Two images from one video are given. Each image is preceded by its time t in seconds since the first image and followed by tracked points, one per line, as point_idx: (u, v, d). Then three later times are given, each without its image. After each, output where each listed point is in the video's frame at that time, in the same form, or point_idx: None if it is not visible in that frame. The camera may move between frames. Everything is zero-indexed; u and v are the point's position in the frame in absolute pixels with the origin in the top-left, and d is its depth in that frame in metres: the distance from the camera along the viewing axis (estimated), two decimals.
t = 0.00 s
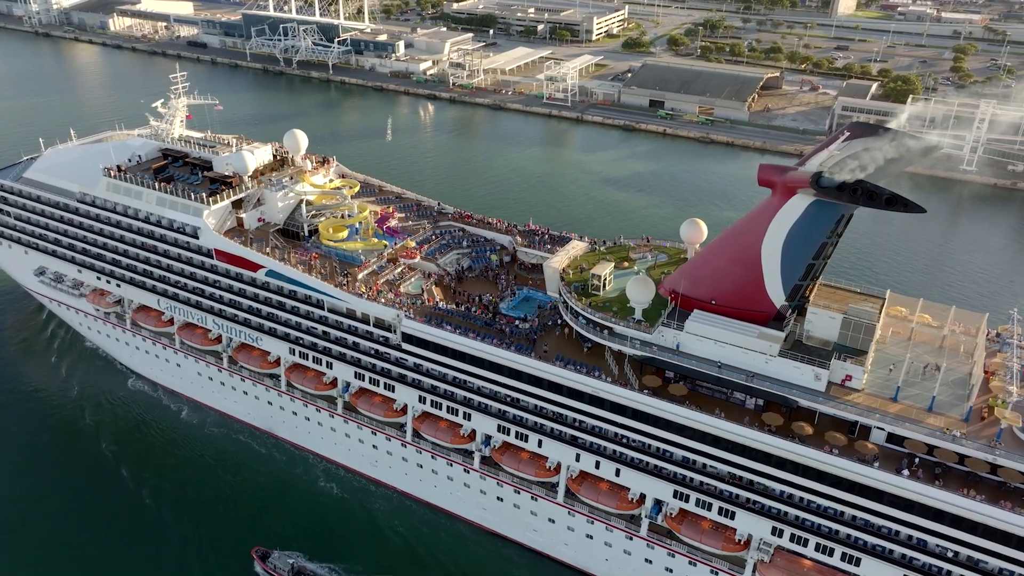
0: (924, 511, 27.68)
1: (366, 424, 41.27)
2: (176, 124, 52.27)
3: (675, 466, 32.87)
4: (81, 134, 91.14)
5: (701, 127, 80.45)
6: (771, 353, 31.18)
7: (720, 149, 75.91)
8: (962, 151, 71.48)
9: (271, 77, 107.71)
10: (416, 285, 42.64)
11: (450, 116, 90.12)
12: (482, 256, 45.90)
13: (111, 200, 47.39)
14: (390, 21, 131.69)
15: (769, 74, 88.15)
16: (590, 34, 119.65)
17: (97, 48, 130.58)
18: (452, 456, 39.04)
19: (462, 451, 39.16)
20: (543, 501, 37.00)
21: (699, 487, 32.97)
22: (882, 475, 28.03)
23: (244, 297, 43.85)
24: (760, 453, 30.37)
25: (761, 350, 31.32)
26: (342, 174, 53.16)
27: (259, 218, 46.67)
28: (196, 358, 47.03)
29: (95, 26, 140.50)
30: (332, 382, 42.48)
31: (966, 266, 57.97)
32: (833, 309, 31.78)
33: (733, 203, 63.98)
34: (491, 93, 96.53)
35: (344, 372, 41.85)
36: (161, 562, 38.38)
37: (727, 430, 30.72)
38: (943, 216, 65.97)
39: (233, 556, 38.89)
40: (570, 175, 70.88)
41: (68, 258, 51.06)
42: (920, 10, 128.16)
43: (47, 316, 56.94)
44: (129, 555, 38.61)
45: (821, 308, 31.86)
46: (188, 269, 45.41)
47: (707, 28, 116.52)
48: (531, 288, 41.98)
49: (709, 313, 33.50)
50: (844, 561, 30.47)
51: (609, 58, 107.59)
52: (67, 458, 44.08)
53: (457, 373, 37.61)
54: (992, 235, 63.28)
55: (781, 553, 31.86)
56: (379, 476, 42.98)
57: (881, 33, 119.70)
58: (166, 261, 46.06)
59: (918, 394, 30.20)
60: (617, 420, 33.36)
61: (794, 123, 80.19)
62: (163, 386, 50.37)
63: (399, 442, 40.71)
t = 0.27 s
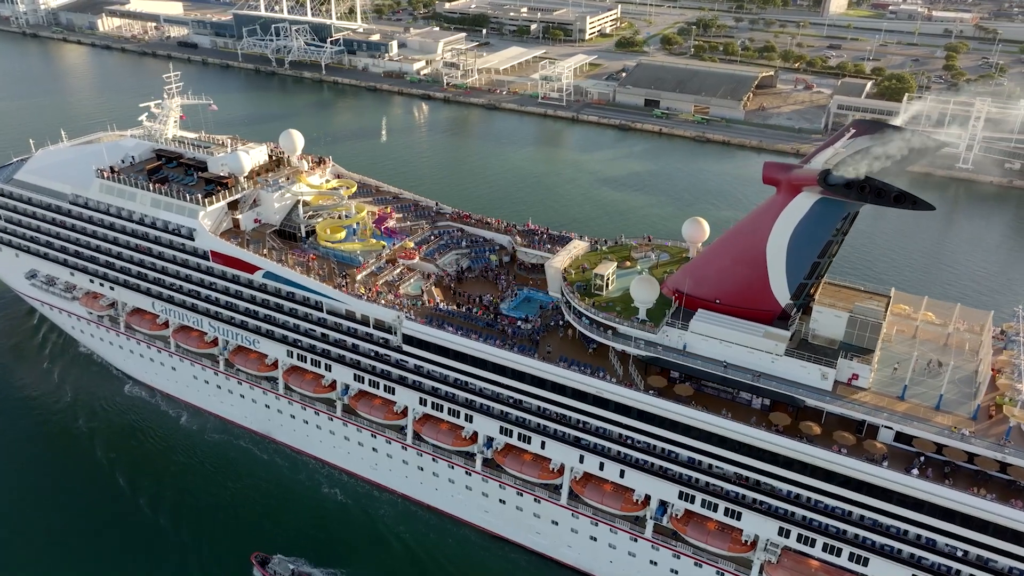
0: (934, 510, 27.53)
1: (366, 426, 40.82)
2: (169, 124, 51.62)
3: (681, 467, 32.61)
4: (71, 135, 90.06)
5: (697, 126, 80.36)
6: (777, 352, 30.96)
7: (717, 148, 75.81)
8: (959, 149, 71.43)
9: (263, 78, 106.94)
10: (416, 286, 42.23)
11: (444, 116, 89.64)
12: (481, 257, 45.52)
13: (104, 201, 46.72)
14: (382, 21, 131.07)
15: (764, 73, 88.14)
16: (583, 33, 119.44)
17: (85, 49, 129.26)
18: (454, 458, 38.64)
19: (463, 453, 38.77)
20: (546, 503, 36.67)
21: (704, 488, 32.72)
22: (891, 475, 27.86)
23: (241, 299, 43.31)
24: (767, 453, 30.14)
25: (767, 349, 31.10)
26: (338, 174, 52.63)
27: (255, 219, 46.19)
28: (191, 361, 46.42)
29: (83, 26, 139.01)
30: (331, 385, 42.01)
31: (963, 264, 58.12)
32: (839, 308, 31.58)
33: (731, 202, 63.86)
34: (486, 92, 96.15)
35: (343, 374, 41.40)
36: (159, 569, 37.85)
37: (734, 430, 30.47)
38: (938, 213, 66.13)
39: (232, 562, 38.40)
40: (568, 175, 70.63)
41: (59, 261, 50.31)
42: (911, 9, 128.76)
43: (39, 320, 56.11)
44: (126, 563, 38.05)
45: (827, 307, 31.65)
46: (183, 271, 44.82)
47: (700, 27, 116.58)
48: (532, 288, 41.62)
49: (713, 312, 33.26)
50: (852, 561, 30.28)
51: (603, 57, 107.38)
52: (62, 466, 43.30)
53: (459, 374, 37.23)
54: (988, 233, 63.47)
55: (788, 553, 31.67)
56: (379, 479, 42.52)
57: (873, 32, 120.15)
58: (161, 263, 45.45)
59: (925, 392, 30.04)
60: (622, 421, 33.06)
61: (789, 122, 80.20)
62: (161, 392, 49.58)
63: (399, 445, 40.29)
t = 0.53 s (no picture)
0: (946, 510, 27.38)
1: (366, 430, 40.28)
2: (162, 125, 50.86)
3: (687, 468, 32.29)
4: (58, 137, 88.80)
5: (692, 125, 80.28)
6: (784, 351, 30.71)
7: (712, 147, 75.70)
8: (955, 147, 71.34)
9: (254, 78, 106.03)
10: (416, 287, 41.73)
11: (437, 116, 89.10)
12: (480, 257, 45.08)
13: (96, 203, 45.92)
14: (373, 21, 130.33)
15: (757, 72, 88.14)
16: (575, 33, 119.20)
17: (71, 49, 127.72)
18: (456, 461, 38.16)
19: (465, 456, 38.32)
20: (550, 506, 36.26)
21: (711, 489, 32.42)
22: (902, 474, 27.67)
23: (237, 302, 42.66)
24: (776, 453, 29.87)
25: (774, 348, 30.83)
26: (333, 174, 52.01)
27: (251, 220, 45.47)
28: (186, 365, 45.72)
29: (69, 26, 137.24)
30: (330, 388, 41.44)
31: (958, 262, 58.37)
32: (846, 306, 31.37)
33: (728, 201, 63.72)
34: (479, 92, 95.70)
35: (342, 377, 40.85)
36: None
37: (743, 430, 30.18)
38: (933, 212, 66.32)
39: (231, 570, 37.77)
40: (565, 175, 70.35)
41: (50, 264, 49.46)
42: (900, 7, 129.37)
43: (28, 324, 55.13)
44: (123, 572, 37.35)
45: (834, 305, 31.43)
46: (178, 273, 44.13)
47: (691, 26, 116.64)
48: (532, 288, 41.23)
49: (719, 311, 32.95)
50: (861, 561, 30.06)
51: (596, 56, 107.15)
52: (56, 475, 42.35)
53: (461, 376, 36.77)
54: (983, 231, 63.74)
55: (796, 554, 31.42)
56: (379, 483, 41.99)
57: (863, 30, 120.55)
58: (155, 266, 44.73)
59: (934, 390, 29.87)
60: (628, 422, 32.72)
61: (784, 120, 80.25)
62: (158, 398, 48.69)
63: (400, 449, 39.77)
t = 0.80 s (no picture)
0: (956, 509, 27.21)
1: (365, 433, 39.83)
2: (155, 126, 50.19)
3: (693, 469, 32.01)
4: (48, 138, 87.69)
5: (688, 125, 80.18)
6: (791, 351, 30.46)
7: (709, 146, 75.59)
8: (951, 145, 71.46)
9: (246, 79, 105.20)
10: (415, 288, 41.30)
11: (432, 116, 88.61)
12: (480, 258, 44.72)
13: (89, 205, 45.22)
14: (365, 21, 129.64)
15: (753, 71, 88.16)
16: (568, 32, 118.94)
17: (59, 50, 126.35)
18: (457, 464, 37.77)
19: (467, 458, 37.92)
20: (553, 508, 35.91)
21: (717, 489, 32.16)
22: (911, 473, 27.47)
23: (234, 304, 42.10)
24: (784, 454, 29.63)
25: (780, 347, 30.58)
26: (330, 174, 51.47)
27: (247, 222, 44.81)
28: (182, 369, 45.10)
29: (57, 26, 135.75)
30: (329, 391, 40.96)
31: (956, 260, 58.47)
32: (851, 305, 31.16)
33: (726, 201, 63.62)
34: (474, 92, 95.27)
35: (341, 380, 40.38)
36: None
37: (750, 431, 29.92)
38: (929, 209, 66.45)
39: None
40: (561, 175, 70.13)
41: (42, 267, 48.73)
42: (892, 6, 129.83)
43: (20, 328, 54.32)
44: None
45: (839, 303, 31.22)
46: (173, 276, 43.53)
47: (684, 26, 116.60)
48: (533, 289, 40.88)
49: (723, 311, 32.71)
50: (869, 561, 29.88)
51: (590, 56, 106.94)
52: (50, 483, 41.61)
53: (462, 378, 36.38)
54: (979, 228, 63.88)
55: (804, 554, 31.20)
56: (380, 487, 41.51)
57: (856, 29, 120.92)
58: (150, 268, 44.09)
59: (941, 389, 29.70)
60: (633, 423, 32.41)
61: (780, 119, 80.24)
62: (156, 404, 47.89)
63: (401, 452, 39.33)
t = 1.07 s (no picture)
0: (967, 508, 27.08)
1: (365, 435, 39.38)
2: (148, 126, 49.51)
3: (699, 470, 31.74)
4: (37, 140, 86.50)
5: (684, 124, 80.08)
6: (797, 350, 30.25)
7: (705, 145, 75.49)
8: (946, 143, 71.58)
9: (238, 79, 104.34)
10: (415, 289, 40.88)
11: (426, 116, 88.14)
12: (479, 258, 44.39)
13: (82, 207, 44.50)
14: (356, 20, 128.93)
15: (748, 70, 88.14)
16: (561, 32, 118.71)
17: (47, 51, 124.89)
18: (459, 466, 37.38)
19: (469, 461, 37.57)
20: (557, 510, 35.60)
21: (723, 490, 31.90)
22: (921, 473, 27.30)
23: (231, 306, 41.56)
24: (792, 454, 29.41)
25: (786, 347, 30.36)
26: (326, 175, 50.94)
27: (243, 223, 44.25)
28: (177, 372, 44.52)
29: (44, 27, 134.23)
30: (328, 394, 40.48)
31: (953, 257, 58.63)
32: (857, 303, 31.01)
33: (724, 200, 63.48)
34: (468, 92, 94.85)
35: (340, 382, 39.91)
36: None
37: (757, 431, 29.68)
38: (925, 207, 66.59)
39: None
40: (558, 174, 69.90)
41: (34, 270, 47.99)
42: (883, 5, 130.37)
43: (11, 332, 53.46)
44: None
45: (845, 302, 31.04)
46: (168, 278, 42.92)
47: (677, 25, 116.60)
48: (534, 289, 40.54)
49: (728, 310, 32.47)
50: (877, 561, 29.71)
51: (583, 55, 106.71)
52: (44, 491, 40.83)
53: (465, 380, 35.99)
54: (976, 225, 64.05)
55: (811, 555, 31.00)
56: (380, 490, 41.06)
57: (847, 28, 121.31)
58: (145, 271, 43.48)
59: (948, 387, 29.56)
60: (639, 424, 32.11)
61: (775, 118, 80.26)
62: (155, 410, 47.08)
63: (401, 454, 38.93)
